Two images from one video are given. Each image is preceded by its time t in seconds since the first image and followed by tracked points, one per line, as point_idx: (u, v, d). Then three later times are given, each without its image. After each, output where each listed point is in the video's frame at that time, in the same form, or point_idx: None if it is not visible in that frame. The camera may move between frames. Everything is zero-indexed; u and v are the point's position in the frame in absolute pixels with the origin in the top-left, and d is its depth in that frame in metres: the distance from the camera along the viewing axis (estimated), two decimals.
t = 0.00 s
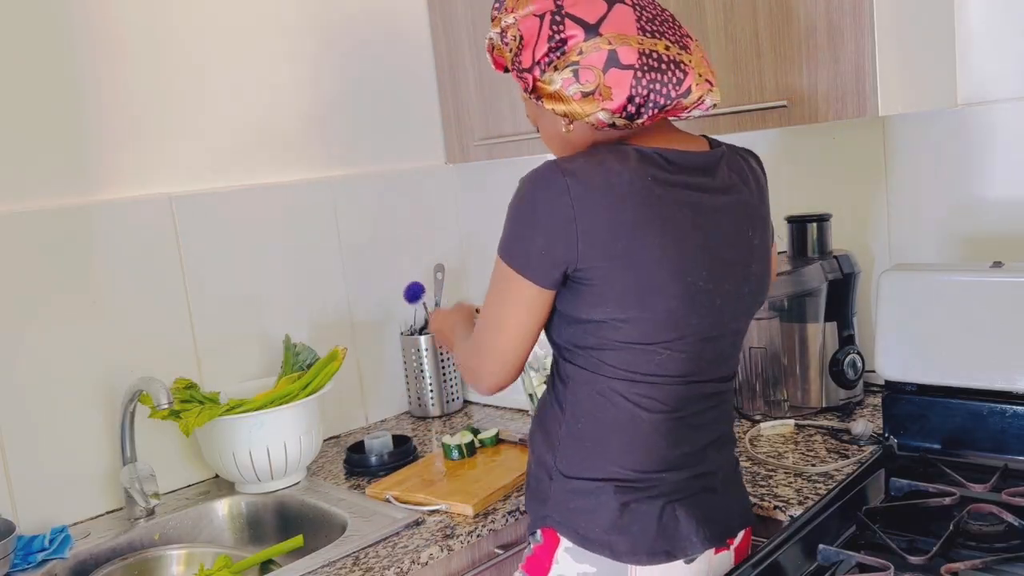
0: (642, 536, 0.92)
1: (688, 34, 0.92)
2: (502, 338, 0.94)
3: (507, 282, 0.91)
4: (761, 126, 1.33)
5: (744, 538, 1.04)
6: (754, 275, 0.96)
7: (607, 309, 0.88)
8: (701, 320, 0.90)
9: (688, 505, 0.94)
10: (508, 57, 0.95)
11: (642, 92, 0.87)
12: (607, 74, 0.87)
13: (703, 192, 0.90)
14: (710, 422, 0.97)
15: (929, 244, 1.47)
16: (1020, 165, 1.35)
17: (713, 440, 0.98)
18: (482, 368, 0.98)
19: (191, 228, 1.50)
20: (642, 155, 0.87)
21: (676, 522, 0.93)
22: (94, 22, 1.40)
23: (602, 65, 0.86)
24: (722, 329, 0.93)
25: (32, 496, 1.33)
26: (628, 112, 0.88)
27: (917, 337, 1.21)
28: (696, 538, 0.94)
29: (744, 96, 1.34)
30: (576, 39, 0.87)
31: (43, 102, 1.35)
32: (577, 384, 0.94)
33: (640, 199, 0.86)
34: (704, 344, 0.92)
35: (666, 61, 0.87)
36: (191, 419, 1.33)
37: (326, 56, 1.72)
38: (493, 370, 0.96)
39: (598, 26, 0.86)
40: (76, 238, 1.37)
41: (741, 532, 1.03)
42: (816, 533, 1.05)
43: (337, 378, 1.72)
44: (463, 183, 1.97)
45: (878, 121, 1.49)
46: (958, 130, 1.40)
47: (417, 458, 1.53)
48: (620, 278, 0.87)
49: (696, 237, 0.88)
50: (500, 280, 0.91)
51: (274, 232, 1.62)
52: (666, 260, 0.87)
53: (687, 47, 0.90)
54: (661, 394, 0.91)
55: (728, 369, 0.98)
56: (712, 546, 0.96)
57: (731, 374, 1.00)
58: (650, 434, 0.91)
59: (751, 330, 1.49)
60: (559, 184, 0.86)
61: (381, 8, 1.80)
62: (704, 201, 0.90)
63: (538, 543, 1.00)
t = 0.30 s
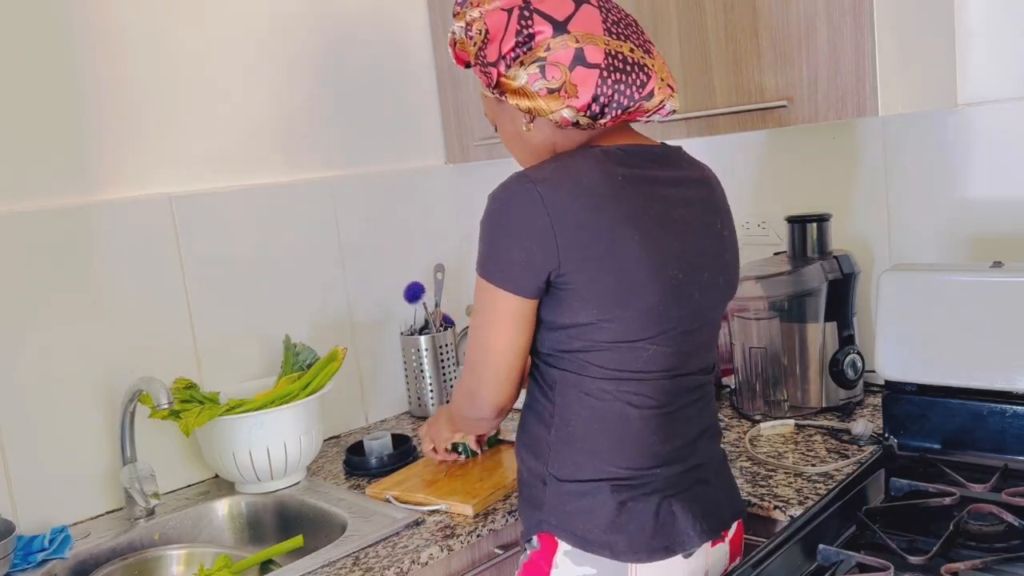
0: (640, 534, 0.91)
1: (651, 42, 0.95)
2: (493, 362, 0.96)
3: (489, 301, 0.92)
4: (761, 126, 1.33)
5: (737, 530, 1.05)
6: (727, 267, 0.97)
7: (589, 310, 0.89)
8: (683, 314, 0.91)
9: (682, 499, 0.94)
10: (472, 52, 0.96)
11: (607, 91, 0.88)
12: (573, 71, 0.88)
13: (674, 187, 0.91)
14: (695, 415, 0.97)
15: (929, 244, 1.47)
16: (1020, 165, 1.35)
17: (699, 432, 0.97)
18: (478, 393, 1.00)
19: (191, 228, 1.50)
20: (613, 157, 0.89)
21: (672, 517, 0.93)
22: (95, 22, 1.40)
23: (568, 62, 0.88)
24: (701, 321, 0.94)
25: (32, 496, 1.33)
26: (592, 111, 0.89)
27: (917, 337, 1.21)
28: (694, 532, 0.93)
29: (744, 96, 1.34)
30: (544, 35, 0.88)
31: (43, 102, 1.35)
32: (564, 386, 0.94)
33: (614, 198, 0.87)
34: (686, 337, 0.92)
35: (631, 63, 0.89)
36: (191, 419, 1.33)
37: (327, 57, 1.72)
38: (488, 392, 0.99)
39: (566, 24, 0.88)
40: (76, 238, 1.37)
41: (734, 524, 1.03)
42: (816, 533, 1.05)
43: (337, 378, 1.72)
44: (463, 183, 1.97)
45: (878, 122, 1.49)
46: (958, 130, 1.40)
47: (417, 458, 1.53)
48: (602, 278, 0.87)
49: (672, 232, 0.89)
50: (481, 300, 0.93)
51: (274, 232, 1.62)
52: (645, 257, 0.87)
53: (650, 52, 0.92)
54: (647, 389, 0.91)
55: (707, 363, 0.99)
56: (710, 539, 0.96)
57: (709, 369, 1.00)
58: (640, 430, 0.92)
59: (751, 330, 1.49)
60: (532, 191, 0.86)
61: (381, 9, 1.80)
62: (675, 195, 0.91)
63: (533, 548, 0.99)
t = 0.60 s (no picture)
0: (604, 535, 0.91)
1: (619, 38, 0.93)
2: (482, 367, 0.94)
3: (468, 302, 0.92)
4: (761, 126, 1.33)
5: (726, 533, 1.03)
6: (707, 265, 0.96)
7: (557, 311, 0.89)
8: (655, 314, 0.90)
9: (653, 502, 0.93)
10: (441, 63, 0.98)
11: (562, 94, 0.88)
12: (526, 77, 0.88)
13: (647, 186, 0.90)
14: (676, 415, 0.95)
15: (929, 244, 1.47)
16: (1020, 165, 1.35)
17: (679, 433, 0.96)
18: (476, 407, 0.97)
19: (191, 228, 1.50)
20: (581, 159, 0.89)
21: (641, 520, 0.92)
22: (95, 22, 1.40)
23: (521, 68, 0.88)
24: (676, 321, 0.93)
25: (32, 496, 1.33)
26: (549, 115, 0.89)
27: (917, 337, 1.21)
28: (661, 535, 0.92)
29: (743, 96, 1.34)
30: (495, 43, 0.89)
31: (43, 102, 1.35)
32: (535, 388, 0.94)
33: (578, 199, 0.87)
34: (659, 338, 0.91)
35: (588, 64, 0.89)
36: (191, 419, 1.33)
37: (327, 57, 1.72)
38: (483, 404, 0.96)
39: (517, 31, 0.88)
40: (76, 238, 1.37)
41: (721, 528, 1.01)
42: (816, 533, 1.05)
43: (337, 378, 1.72)
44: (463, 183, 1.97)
45: (878, 122, 1.49)
46: (958, 130, 1.40)
47: (418, 458, 1.54)
48: (567, 278, 0.87)
49: (642, 231, 0.89)
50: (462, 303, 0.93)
51: (274, 232, 1.62)
52: (612, 259, 0.87)
53: (613, 50, 0.91)
54: (617, 391, 0.90)
55: (690, 362, 0.98)
56: (682, 541, 0.94)
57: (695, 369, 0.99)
58: (610, 433, 0.91)
59: (751, 330, 1.50)
60: (495, 193, 0.87)
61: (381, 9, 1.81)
62: (646, 194, 0.90)
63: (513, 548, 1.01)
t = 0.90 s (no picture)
0: (568, 548, 0.90)
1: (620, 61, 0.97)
2: (458, 385, 0.90)
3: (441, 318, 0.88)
4: (761, 126, 1.33)
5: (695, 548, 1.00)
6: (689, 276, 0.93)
7: (529, 326, 0.86)
8: (629, 331, 0.88)
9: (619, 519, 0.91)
10: (462, 30, 0.89)
11: (608, 84, 0.88)
12: (579, 57, 0.88)
13: (630, 197, 0.87)
14: (649, 426, 0.94)
15: (929, 244, 1.47)
16: (1020, 165, 1.35)
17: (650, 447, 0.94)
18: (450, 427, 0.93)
19: (191, 228, 1.50)
20: (560, 170, 0.85)
21: (605, 534, 0.91)
22: (94, 22, 1.40)
23: (576, 47, 0.88)
24: (654, 336, 0.91)
25: (32, 496, 1.33)
26: (592, 102, 0.88)
27: (918, 338, 1.21)
28: (625, 550, 0.91)
29: (743, 96, 1.34)
30: (555, 16, 0.88)
31: (43, 102, 1.35)
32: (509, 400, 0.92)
33: (555, 212, 0.84)
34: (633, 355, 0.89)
35: (628, 66, 0.91)
36: (191, 419, 1.33)
37: (327, 57, 1.72)
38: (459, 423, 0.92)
39: (576, 11, 0.89)
40: (76, 238, 1.37)
41: (689, 543, 0.99)
42: (816, 533, 1.05)
43: (337, 378, 1.72)
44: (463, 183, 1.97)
45: (878, 122, 1.49)
46: (958, 130, 1.40)
47: (418, 458, 1.54)
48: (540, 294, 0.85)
49: (620, 246, 0.86)
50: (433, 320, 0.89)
51: (274, 232, 1.62)
52: (587, 273, 0.84)
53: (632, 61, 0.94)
54: (588, 408, 0.89)
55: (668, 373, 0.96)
56: (647, 557, 0.93)
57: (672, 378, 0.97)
58: (579, 449, 0.89)
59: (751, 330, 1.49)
60: (470, 202, 0.84)
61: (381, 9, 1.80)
62: (627, 207, 0.87)
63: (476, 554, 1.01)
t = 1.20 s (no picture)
0: None
1: (346, 78, 0.82)
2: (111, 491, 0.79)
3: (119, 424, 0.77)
4: (760, 126, 1.33)
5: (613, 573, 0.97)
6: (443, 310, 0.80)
7: (221, 409, 0.75)
8: (355, 399, 0.75)
9: None
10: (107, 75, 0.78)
11: (254, 118, 0.74)
12: (208, 93, 0.74)
13: (276, 229, 0.74)
14: (435, 498, 0.80)
15: (929, 244, 1.47)
16: (1020, 165, 1.35)
17: (440, 518, 0.80)
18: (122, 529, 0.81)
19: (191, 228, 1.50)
20: (267, 212, 0.75)
21: None
22: (95, 22, 1.41)
23: (203, 82, 0.73)
24: (396, 395, 0.77)
25: (32, 497, 1.33)
26: (239, 144, 0.75)
27: (918, 338, 1.21)
28: None
29: (743, 96, 1.34)
30: (170, 50, 0.74)
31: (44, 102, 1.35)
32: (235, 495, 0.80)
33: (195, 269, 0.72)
34: (368, 424, 0.76)
35: (289, 86, 0.76)
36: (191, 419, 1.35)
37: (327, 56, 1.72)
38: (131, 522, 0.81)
39: (200, 36, 0.74)
40: (76, 238, 1.37)
41: None
42: (817, 534, 1.05)
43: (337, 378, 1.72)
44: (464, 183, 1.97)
45: (879, 122, 1.49)
46: (958, 131, 1.40)
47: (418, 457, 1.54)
48: (209, 371, 0.74)
49: (282, 287, 0.74)
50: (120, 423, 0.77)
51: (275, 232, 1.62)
52: (242, 346, 0.73)
53: (330, 77, 0.80)
54: (319, 493, 0.75)
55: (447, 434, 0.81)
56: None
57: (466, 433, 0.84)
58: (325, 544, 0.76)
59: (751, 330, 1.50)
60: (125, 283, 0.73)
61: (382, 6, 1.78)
62: (278, 236, 0.74)
63: None
